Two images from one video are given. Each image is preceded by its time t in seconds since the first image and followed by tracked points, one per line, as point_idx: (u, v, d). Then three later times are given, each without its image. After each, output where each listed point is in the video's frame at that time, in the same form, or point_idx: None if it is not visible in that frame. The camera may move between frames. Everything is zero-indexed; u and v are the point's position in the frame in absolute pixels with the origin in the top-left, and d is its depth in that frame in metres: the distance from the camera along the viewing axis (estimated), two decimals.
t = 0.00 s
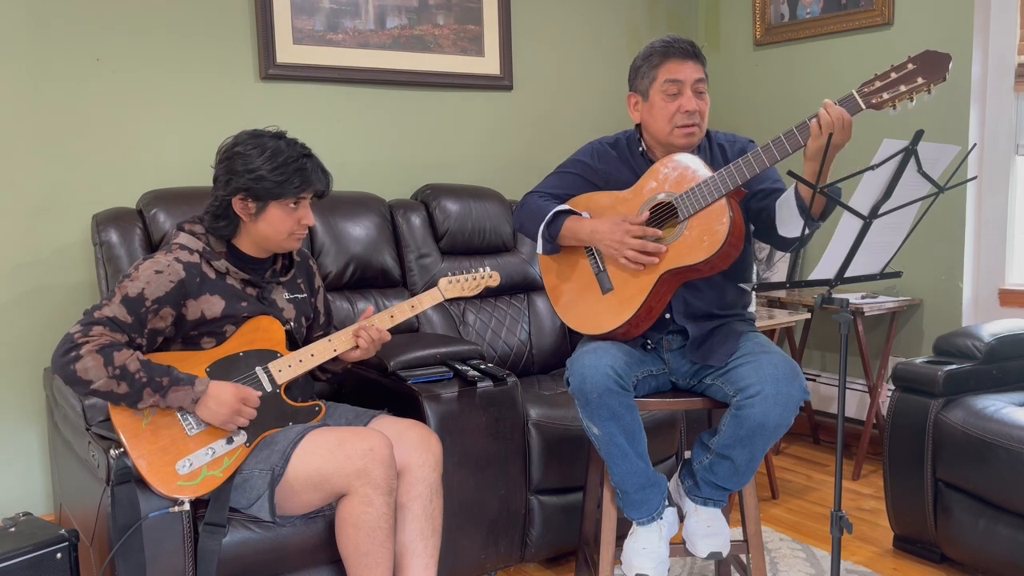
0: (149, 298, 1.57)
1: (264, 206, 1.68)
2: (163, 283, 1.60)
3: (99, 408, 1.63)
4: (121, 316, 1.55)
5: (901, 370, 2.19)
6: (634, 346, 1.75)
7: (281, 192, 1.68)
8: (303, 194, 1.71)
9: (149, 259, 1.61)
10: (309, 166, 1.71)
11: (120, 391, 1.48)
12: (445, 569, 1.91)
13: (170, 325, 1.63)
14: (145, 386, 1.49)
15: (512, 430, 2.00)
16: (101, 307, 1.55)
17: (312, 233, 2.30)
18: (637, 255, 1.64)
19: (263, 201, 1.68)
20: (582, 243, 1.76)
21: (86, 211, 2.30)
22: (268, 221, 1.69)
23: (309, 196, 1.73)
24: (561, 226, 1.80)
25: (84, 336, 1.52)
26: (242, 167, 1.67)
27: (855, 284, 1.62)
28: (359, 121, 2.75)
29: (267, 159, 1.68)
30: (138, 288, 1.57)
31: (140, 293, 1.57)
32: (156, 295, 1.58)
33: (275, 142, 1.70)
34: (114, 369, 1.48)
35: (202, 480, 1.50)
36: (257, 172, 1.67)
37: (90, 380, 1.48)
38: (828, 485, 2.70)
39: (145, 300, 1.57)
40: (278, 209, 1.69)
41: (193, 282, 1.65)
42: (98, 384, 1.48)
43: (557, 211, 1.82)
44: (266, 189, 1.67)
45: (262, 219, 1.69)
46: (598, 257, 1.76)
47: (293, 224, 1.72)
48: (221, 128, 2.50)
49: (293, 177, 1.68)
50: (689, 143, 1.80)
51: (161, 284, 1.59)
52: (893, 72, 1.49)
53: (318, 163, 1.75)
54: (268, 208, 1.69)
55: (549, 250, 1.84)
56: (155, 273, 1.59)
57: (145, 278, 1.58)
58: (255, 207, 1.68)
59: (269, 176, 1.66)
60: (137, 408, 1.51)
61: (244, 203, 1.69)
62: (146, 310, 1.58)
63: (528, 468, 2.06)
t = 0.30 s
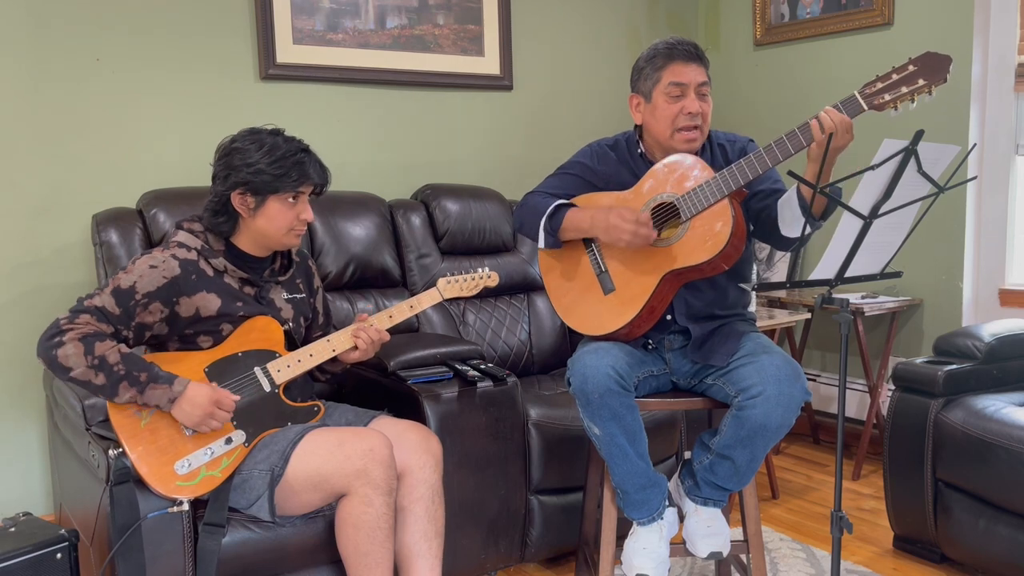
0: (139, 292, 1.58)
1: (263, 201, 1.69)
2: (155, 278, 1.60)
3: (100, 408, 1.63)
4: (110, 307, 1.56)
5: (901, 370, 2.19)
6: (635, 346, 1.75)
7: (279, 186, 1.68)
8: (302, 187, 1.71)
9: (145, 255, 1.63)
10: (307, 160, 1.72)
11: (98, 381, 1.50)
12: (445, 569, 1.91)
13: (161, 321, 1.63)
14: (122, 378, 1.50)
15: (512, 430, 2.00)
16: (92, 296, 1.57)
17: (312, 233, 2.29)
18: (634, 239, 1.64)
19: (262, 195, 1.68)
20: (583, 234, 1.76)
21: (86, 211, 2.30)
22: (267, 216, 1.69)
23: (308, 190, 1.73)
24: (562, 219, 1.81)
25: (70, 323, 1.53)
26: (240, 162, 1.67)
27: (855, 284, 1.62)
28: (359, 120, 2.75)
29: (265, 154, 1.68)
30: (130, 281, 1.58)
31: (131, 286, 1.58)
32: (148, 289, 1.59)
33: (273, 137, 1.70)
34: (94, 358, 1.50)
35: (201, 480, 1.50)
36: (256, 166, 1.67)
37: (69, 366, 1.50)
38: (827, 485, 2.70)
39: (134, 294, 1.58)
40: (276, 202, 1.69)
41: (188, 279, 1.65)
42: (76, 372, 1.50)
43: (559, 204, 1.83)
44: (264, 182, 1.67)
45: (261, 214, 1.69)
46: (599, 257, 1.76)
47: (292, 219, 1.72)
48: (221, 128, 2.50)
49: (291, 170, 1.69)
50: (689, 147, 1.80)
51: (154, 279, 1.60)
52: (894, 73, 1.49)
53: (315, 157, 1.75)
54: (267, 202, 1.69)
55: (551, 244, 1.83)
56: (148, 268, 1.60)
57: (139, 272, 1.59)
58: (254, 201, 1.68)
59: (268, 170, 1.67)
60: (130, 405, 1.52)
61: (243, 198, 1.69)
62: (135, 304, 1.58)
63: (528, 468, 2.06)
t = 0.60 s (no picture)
0: (140, 293, 1.58)
1: (258, 192, 1.69)
2: (155, 278, 1.60)
3: (99, 408, 1.62)
4: (113, 312, 1.56)
5: (901, 370, 2.19)
6: (634, 345, 1.75)
7: (275, 176, 1.69)
8: (297, 178, 1.72)
9: (143, 256, 1.63)
10: (301, 152, 1.73)
11: (108, 381, 1.49)
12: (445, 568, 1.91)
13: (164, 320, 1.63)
14: (131, 374, 1.50)
15: (512, 430, 2.00)
16: (94, 304, 1.57)
17: (312, 233, 2.29)
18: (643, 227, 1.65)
19: (257, 186, 1.68)
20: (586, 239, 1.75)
21: (86, 211, 2.30)
22: (263, 207, 1.70)
23: (303, 182, 1.73)
24: (566, 224, 1.79)
25: (75, 330, 1.54)
26: (235, 155, 1.68)
27: (855, 284, 1.62)
28: (359, 120, 2.75)
29: (259, 146, 1.69)
30: (130, 283, 1.58)
31: (132, 288, 1.58)
32: (149, 290, 1.59)
33: (266, 131, 1.72)
34: (102, 359, 1.50)
35: (203, 479, 1.50)
36: (250, 158, 1.68)
37: (80, 371, 1.50)
38: (827, 485, 2.70)
39: (136, 295, 1.58)
40: (272, 194, 1.70)
41: (187, 277, 1.65)
42: (88, 375, 1.50)
43: (561, 209, 1.82)
44: (260, 173, 1.68)
45: (257, 206, 1.70)
46: (598, 257, 1.76)
47: (287, 211, 1.72)
48: (221, 128, 2.50)
49: (285, 162, 1.69)
50: (687, 142, 1.79)
51: (154, 279, 1.60)
52: (888, 67, 1.49)
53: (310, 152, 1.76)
54: (262, 194, 1.69)
55: (551, 249, 1.83)
56: (147, 268, 1.60)
57: (138, 273, 1.59)
58: (250, 193, 1.69)
59: (262, 161, 1.67)
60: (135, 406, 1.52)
61: (239, 191, 1.69)
62: (137, 306, 1.59)
63: (528, 468, 2.06)
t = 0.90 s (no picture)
0: (136, 290, 1.59)
1: (255, 187, 1.69)
2: (149, 275, 1.60)
3: (99, 407, 1.62)
4: (109, 309, 1.57)
5: (901, 370, 2.19)
6: (634, 345, 1.75)
7: (271, 171, 1.69)
8: (294, 173, 1.72)
9: (137, 254, 1.63)
10: (298, 147, 1.73)
11: (105, 374, 1.49)
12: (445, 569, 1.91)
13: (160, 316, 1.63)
14: (126, 365, 1.49)
15: (512, 430, 2.00)
16: (91, 304, 1.58)
17: (312, 233, 2.29)
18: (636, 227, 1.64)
19: (254, 181, 1.69)
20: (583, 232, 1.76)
21: (86, 211, 2.30)
22: (259, 201, 1.70)
23: (300, 177, 1.73)
24: (559, 219, 1.81)
25: (72, 330, 1.55)
26: (232, 150, 1.68)
27: (855, 284, 1.62)
28: (359, 120, 2.75)
29: (256, 141, 1.69)
30: (125, 282, 1.59)
31: (127, 286, 1.59)
32: (143, 286, 1.59)
33: (264, 127, 1.72)
34: (98, 353, 1.50)
35: (203, 475, 1.50)
36: (247, 152, 1.68)
37: (78, 368, 1.50)
38: (827, 485, 2.70)
39: (131, 292, 1.59)
40: (268, 188, 1.70)
41: (182, 272, 1.64)
42: (86, 372, 1.50)
43: (555, 204, 1.83)
44: (256, 168, 1.68)
45: (253, 201, 1.70)
46: (597, 256, 1.76)
47: (284, 207, 1.72)
48: (221, 128, 2.50)
49: (283, 156, 1.70)
50: (687, 137, 1.79)
51: (148, 276, 1.60)
52: (887, 66, 1.49)
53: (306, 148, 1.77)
54: (259, 188, 1.69)
55: (546, 244, 1.84)
56: (141, 266, 1.61)
57: (132, 271, 1.60)
58: (247, 187, 1.69)
59: (259, 155, 1.68)
60: (135, 403, 1.52)
61: (236, 186, 1.69)
62: (133, 303, 1.59)
63: (528, 468, 2.06)
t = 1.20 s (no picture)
0: (136, 286, 1.59)
1: (255, 183, 1.70)
2: (150, 271, 1.60)
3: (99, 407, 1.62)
4: (110, 307, 1.57)
5: (901, 370, 2.19)
6: (634, 345, 1.75)
7: (271, 167, 1.69)
8: (294, 170, 1.73)
9: (137, 251, 1.63)
10: (298, 144, 1.74)
11: (106, 370, 1.50)
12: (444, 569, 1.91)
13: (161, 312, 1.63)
14: (127, 360, 1.49)
15: (512, 430, 2.00)
16: (91, 302, 1.58)
17: (312, 233, 2.30)
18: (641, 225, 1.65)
19: (254, 176, 1.69)
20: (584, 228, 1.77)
21: (86, 211, 2.30)
22: (259, 197, 1.70)
23: (300, 174, 1.74)
24: (563, 216, 1.80)
25: (73, 328, 1.54)
26: (232, 147, 1.69)
27: (855, 284, 1.62)
28: (359, 120, 2.75)
29: (257, 138, 1.70)
30: (125, 279, 1.58)
31: (128, 282, 1.58)
32: (144, 283, 1.59)
33: (263, 125, 1.74)
34: (98, 350, 1.50)
35: (205, 472, 1.51)
36: (248, 149, 1.69)
37: (79, 365, 1.50)
38: (827, 485, 2.70)
39: (132, 289, 1.58)
40: (269, 184, 1.70)
41: (183, 269, 1.65)
42: (87, 369, 1.50)
43: (558, 200, 1.84)
44: (256, 163, 1.69)
45: (254, 196, 1.70)
46: (598, 256, 1.76)
47: (284, 203, 1.72)
48: (221, 128, 2.50)
49: (283, 153, 1.71)
50: (689, 137, 1.79)
51: (149, 273, 1.60)
52: (890, 67, 1.48)
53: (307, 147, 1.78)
54: (260, 184, 1.70)
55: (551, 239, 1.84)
56: (142, 263, 1.60)
57: (132, 268, 1.59)
58: (248, 183, 1.70)
59: (260, 151, 1.69)
60: (138, 399, 1.52)
61: (236, 182, 1.70)
62: (134, 299, 1.59)
63: (528, 468, 2.06)
